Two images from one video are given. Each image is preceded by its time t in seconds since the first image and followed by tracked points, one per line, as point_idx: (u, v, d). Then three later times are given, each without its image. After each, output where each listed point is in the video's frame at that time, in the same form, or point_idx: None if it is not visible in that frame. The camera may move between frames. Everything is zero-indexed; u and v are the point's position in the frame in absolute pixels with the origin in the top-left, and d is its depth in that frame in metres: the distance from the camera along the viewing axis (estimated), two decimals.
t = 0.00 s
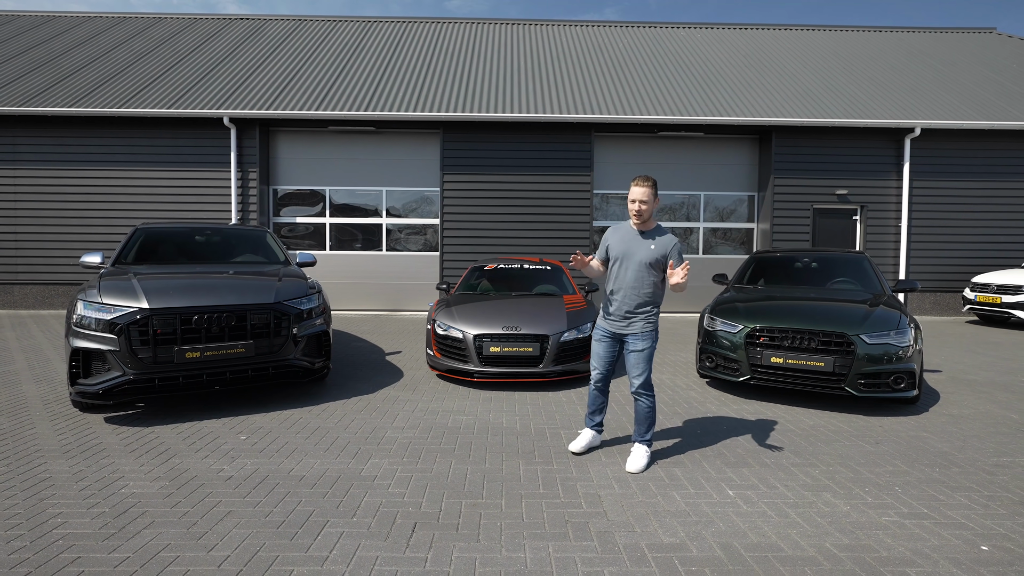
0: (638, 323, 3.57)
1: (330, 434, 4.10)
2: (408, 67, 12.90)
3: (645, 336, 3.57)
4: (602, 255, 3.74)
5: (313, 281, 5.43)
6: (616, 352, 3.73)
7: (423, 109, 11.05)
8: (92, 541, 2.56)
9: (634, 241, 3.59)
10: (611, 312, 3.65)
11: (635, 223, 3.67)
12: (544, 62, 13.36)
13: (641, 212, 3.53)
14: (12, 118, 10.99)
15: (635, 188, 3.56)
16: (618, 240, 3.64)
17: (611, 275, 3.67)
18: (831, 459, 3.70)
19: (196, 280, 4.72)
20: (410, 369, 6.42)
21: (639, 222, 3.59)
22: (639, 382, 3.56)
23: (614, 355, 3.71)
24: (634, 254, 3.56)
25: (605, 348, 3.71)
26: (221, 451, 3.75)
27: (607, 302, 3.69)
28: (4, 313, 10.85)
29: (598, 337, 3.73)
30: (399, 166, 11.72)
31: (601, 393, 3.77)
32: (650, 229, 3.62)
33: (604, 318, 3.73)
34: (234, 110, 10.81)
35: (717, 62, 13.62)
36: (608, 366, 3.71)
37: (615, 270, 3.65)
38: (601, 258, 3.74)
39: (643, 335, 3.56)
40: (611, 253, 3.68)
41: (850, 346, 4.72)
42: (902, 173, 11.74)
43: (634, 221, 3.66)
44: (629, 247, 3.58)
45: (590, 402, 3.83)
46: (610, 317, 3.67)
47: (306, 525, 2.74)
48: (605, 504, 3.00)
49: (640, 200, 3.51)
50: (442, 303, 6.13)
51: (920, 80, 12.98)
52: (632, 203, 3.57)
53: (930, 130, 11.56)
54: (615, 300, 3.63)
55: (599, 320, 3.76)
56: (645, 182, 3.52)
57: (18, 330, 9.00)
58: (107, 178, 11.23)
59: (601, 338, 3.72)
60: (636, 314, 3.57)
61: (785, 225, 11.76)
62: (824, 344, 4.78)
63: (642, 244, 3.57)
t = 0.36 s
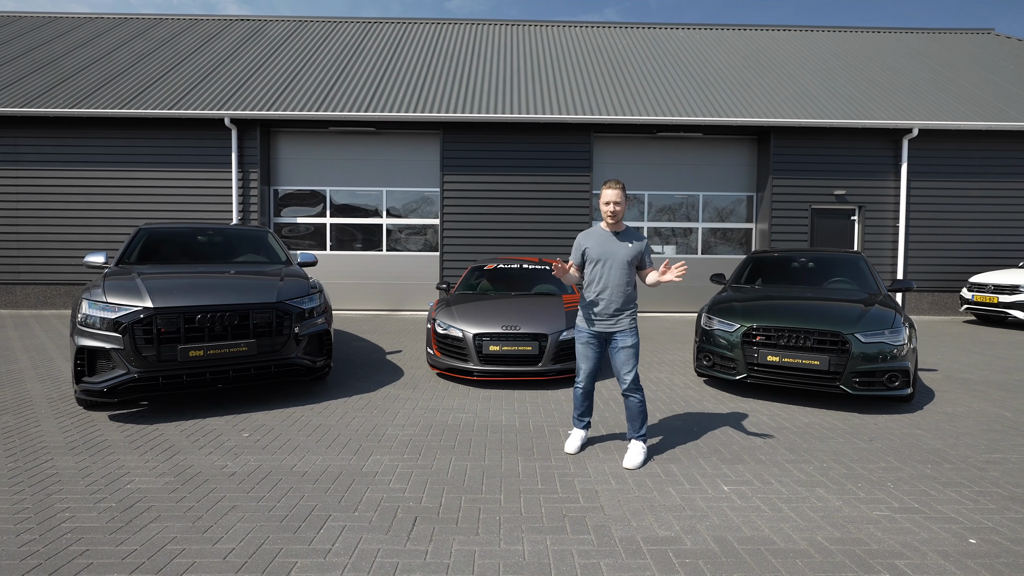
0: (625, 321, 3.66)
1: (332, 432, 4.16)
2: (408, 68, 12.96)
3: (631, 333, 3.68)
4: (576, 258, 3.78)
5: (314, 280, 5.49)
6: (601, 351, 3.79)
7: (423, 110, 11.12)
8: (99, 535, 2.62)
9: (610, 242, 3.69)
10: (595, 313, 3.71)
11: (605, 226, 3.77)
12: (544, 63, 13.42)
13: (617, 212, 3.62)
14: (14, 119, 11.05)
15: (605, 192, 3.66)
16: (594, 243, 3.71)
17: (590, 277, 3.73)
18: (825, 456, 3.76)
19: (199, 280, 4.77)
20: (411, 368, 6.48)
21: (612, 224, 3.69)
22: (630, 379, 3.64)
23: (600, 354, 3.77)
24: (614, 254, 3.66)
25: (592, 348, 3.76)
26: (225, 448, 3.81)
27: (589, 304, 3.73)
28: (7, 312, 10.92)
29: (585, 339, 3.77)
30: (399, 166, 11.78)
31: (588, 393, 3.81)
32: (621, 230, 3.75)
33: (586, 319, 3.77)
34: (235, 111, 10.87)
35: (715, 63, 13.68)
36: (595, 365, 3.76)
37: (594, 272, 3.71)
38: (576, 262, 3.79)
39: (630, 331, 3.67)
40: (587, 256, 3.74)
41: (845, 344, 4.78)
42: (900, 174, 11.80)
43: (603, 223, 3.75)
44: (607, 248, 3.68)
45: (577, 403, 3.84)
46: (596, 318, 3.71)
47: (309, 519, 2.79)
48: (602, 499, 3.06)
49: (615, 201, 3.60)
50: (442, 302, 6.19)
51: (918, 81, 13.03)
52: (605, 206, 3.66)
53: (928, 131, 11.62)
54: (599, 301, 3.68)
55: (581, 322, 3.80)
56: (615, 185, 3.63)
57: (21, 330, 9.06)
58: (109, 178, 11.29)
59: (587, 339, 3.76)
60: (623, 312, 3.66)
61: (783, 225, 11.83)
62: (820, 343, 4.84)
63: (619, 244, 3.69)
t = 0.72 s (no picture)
0: (610, 318, 3.78)
1: (334, 430, 4.22)
2: (408, 69, 13.02)
3: (616, 329, 3.81)
4: (556, 263, 3.85)
5: (315, 281, 5.55)
6: (588, 348, 3.88)
7: (424, 112, 11.19)
8: (109, 529, 2.69)
9: (588, 245, 3.78)
10: (581, 313, 3.80)
11: (580, 228, 3.86)
12: (544, 64, 13.49)
13: (591, 215, 3.74)
14: (16, 119, 11.11)
15: (577, 196, 3.78)
16: (573, 246, 3.80)
17: (572, 280, 3.81)
18: (819, 454, 3.83)
19: (203, 280, 4.84)
20: (411, 367, 6.54)
21: (587, 226, 3.79)
22: (619, 373, 3.77)
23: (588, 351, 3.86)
24: (594, 256, 3.75)
25: (579, 346, 3.84)
26: (229, 445, 3.87)
27: (574, 304, 3.82)
28: (10, 312, 10.98)
29: (573, 337, 3.84)
30: (400, 167, 11.85)
31: (580, 389, 3.89)
32: (595, 231, 3.86)
33: (571, 319, 3.85)
34: (237, 112, 10.94)
35: (714, 64, 13.75)
36: (584, 363, 3.86)
37: (576, 274, 3.80)
38: (556, 266, 3.86)
39: (615, 327, 3.80)
40: (567, 259, 3.82)
41: (840, 344, 4.84)
42: (898, 175, 11.86)
43: (577, 226, 3.85)
44: (587, 251, 3.76)
45: (571, 400, 3.91)
46: (582, 316, 3.80)
47: (312, 514, 2.86)
48: (599, 495, 3.12)
49: (588, 205, 3.72)
50: (442, 302, 6.25)
51: (916, 82, 13.10)
52: (579, 209, 3.77)
53: (925, 132, 11.69)
54: (583, 301, 3.77)
55: (567, 321, 3.87)
56: (586, 188, 3.76)
57: (24, 329, 9.12)
58: (111, 179, 11.35)
59: (574, 338, 3.84)
60: (607, 310, 3.78)
61: (781, 226, 11.89)
62: (815, 343, 4.90)
63: (597, 245, 3.78)
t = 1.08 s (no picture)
0: (609, 316, 3.85)
1: (337, 427, 4.29)
2: (409, 70, 13.09)
3: (615, 325, 3.88)
4: (554, 264, 3.93)
5: (318, 281, 5.62)
6: (587, 345, 3.95)
7: (424, 113, 11.26)
8: (120, 521, 2.76)
9: (585, 245, 3.86)
10: (580, 311, 3.87)
11: (575, 229, 3.94)
12: (544, 65, 13.57)
13: (585, 217, 3.82)
14: (19, 120, 11.18)
15: (570, 198, 3.86)
16: (569, 247, 3.87)
17: (570, 279, 3.88)
18: (814, 450, 3.89)
19: (207, 280, 4.91)
20: (412, 366, 6.61)
21: (582, 227, 3.87)
22: (618, 369, 3.86)
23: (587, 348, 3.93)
24: (591, 255, 3.82)
25: (580, 343, 3.91)
26: (235, 442, 3.94)
27: (573, 303, 3.89)
28: (13, 312, 11.05)
29: (573, 335, 3.91)
30: (400, 168, 11.92)
31: (580, 385, 3.96)
32: (591, 231, 3.93)
33: (571, 316, 3.92)
34: (239, 113, 11.01)
35: (713, 65, 13.83)
36: (584, 359, 3.92)
37: (574, 274, 3.87)
38: (554, 267, 3.93)
39: (614, 324, 3.87)
40: (565, 259, 3.89)
41: (835, 342, 4.91)
42: (896, 176, 11.93)
43: (573, 227, 3.93)
44: (583, 251, 3.83)
45: (570, 397, 3.98)
46: (581, 314, 3.87)
47: (318, 508, 2.93)
48: (598, 489, 3.19)
49: (582, 207, 3.80)
50: (443, 302, 6.32)
51: (914, 83, 13.17)
52: (574, 212, 3.86)
53: (923, 133, 11.76)
54: (582, 300, 3.84)
55: (566, 319, 3.95)
56: (579, 190, 3.83)
57: (27, 329, 9.19)
58: (113, 179, 11.41)
59: (574, 335, 3.91)
60: (606, 307, 3.85)
61: (780, 226, 11.96)
62: (811, 341, 4.96)
63: (593, 245, 3.85)
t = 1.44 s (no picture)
0: (611, 316, 3.94)
1: (340, 425, 4.37)
2: (410, 72, 13.17)
3: (617, 327, 3.96)
4: (561, 262, 4.00)
5: (320, 281, 5.69)
6: (588, 344, 4.03)
7: (425, 114, 11.33)
8: (131, 516, 2.84)
9: (592, 245, 3.93)
10: (583, 310, 3.94)
11: (586, 230, 4.01)
12: (544, 67, 13.65)
13: (595, 218, 3.88)
14: (23, 121, 11.27)
15: (584, 199, 3.92)
16: (577, 247, 3.95)
17: (575, 278, 3.96)
18: (808, 447, 3.97)
19: (212, 280, 4.99)
20: (414, 366, 6.68)
21: (593, 227, 3.94)
22: (618, 369, 3.98)
23: (589, 347, 4.01)
24: (597, 255, 3.90)
25: (582, 341, 3.98)
26: (240, 439, 4.02)
27: (576, 301, 3.97)
28: (16, 312, 11.14)
29: (574, 333, 3.99)
30: (401, 170, 12.00)
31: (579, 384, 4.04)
32: (601, 233, 4.00)
33: (575, 315, 3.99)
34: (240, 115, 11.09)
35: (712, 66, 13.91)
36: (585, 358, 4.00)
37: (579, 273, 3.94)
38: (561, 265, 4.01)
39: (616, 325, 3.95)
40: (572, 258, 3.97)
41: (830, 342, 4.99)
42: (894, 177, 12.01)
43: (584, 227, 4.00)
44: (590, 250, 3.91)
45: (570, 395, 4.05)
46: (584, 313, 3.95)
47: (323, 502, 3.01)
48: (596, 485, 3.27)
49: (594, 207, 3.84)
50: (443, 302, 6.40)
51: (912, 85, 13.24)
52: (586, 212, 3.90)
53: (920, 134, 11.84)
54: (585, 299, 3.93)
55: (570, 318, 4.02)
56: (594, 191, 3.89)
57: (32, 329, 9.27)
58: (116, 180, 11.50)
59: (577, 334, 3.98)
60: (609, 308, 3.94)
61: (778, 227, 12.04)
62: (807, 341, 5.04)
63: (600, 246, 3.93)
